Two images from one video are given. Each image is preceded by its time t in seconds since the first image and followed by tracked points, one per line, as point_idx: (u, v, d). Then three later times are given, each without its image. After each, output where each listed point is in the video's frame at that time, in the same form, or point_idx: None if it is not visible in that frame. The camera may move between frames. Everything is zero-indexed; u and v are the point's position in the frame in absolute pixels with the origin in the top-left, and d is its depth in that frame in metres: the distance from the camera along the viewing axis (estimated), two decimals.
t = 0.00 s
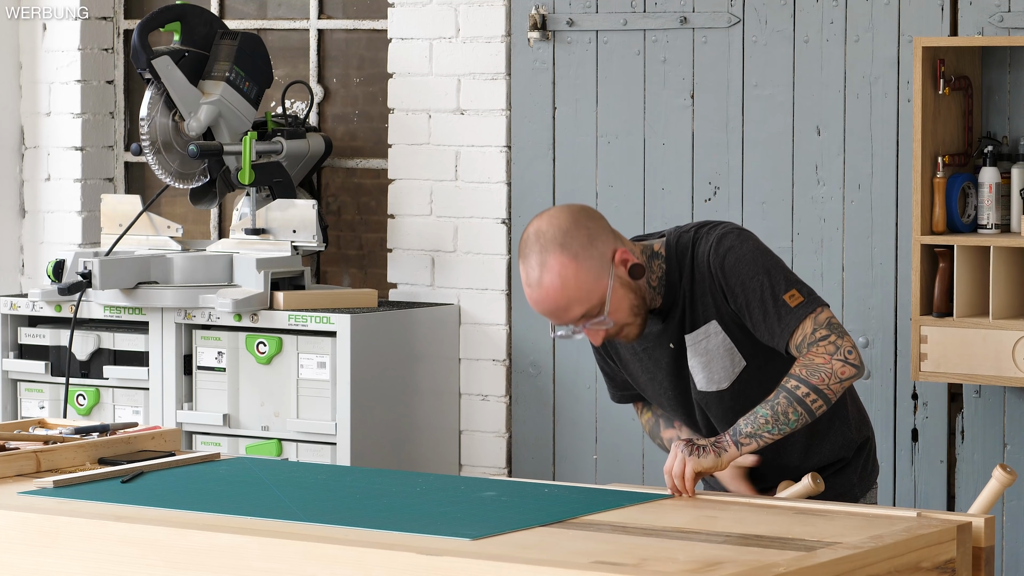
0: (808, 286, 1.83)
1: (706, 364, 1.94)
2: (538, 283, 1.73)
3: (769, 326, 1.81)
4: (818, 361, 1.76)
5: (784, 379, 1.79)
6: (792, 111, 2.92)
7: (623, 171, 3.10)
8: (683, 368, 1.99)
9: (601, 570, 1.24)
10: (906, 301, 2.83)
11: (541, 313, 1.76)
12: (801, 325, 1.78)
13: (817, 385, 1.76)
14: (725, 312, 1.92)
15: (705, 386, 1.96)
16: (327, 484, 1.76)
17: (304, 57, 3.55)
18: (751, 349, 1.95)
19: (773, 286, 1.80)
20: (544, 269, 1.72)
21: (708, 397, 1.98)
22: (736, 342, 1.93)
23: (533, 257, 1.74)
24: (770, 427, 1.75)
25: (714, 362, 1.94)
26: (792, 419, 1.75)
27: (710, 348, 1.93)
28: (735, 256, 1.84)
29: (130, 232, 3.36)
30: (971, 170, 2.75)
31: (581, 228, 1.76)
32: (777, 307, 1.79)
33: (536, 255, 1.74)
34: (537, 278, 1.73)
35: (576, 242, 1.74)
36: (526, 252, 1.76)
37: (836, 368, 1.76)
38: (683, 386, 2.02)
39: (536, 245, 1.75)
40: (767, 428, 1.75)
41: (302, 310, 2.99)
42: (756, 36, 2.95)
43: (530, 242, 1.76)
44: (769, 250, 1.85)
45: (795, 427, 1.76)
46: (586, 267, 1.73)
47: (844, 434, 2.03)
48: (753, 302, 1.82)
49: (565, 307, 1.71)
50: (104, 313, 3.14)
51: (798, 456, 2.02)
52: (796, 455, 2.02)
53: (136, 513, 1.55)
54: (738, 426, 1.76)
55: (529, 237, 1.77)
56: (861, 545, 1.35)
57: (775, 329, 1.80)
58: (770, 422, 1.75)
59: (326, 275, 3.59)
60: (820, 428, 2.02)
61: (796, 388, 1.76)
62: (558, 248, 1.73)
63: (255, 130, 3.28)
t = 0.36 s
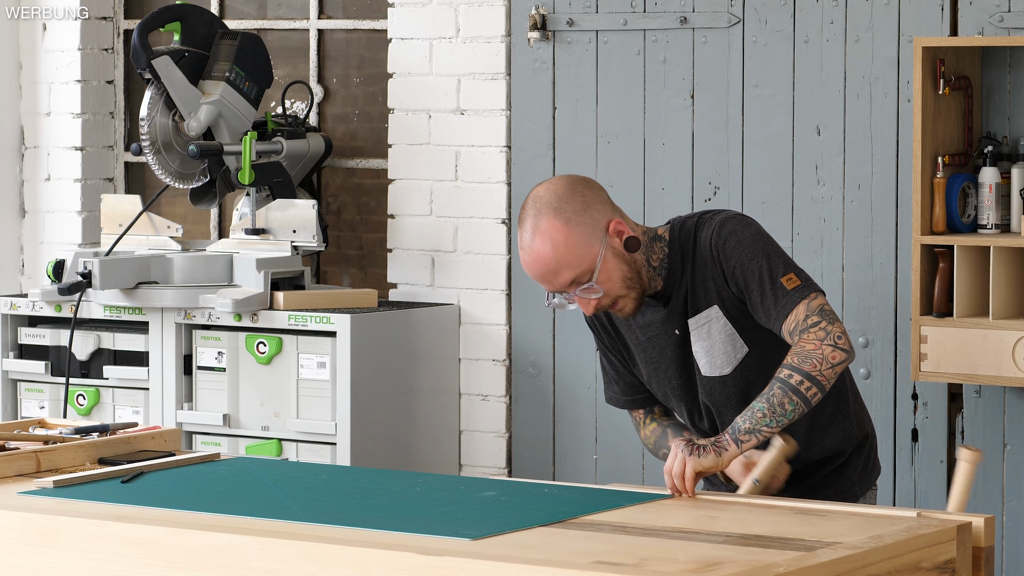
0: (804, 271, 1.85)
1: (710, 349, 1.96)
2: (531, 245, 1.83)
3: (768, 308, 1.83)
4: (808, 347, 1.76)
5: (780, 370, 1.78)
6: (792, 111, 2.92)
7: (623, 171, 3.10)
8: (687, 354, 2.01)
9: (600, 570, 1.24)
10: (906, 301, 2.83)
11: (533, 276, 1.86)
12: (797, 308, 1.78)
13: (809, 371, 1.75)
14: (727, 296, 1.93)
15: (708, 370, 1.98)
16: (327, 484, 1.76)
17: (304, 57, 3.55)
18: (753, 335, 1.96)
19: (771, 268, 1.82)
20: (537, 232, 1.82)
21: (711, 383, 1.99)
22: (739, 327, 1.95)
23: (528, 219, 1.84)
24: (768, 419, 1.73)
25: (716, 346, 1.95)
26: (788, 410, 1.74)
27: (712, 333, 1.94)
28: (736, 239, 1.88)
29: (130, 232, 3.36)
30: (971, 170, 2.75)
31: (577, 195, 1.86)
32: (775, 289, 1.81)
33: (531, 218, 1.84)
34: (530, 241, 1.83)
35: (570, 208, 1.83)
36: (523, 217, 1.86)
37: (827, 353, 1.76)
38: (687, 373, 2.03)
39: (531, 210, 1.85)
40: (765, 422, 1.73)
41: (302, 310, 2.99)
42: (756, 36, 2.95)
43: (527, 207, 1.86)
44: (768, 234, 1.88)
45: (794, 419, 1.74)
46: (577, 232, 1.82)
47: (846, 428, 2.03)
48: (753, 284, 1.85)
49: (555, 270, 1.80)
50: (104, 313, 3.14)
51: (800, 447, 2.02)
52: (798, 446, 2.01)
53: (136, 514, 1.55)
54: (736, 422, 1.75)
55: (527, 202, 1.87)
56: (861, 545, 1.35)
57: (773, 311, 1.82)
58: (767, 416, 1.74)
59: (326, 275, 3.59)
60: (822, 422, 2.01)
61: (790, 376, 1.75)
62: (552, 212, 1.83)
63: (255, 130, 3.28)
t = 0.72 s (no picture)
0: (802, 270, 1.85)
1: (705, 348, 1.95)
2: (523, 241, 1.85)
3: (763, 307, 1.83)
4: (805, 344, 1.75)
5: (778, 367, 1.77)
6: (792, 111, 2.92)
7: (622, 171, 3.10)
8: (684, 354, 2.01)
9: (601, 570, 1.24)
10: (906, 301, 2.83)
11: (526, 272, 1.87)
12: (792, 305, 1.78)
13: (807, 368, 1.74)
14: (723, 295, 1.94)
15: (702, 370, 1.97)
16: (327, 484, 1.76)
17: (304, 57, 3.55)
18: (749, 335, 1.96)
19: (766, 268, 1.82)
20: (529, 227, 1.84)
21: (705, 383, 1.99)
22: (735, 327, 1.95)
23: (522, 216, 1.87)
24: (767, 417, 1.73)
25: (712, 346, 1.95)
26: (787, 408, 1.73)
27: (708, 333, 1.95)
28: (733, 238, 1.88)
29: (129, 232, 3.36)
30: (971, 170, 2.75)
31: (571, 192, 1.88)
32: (770, 288, 1.81)
33: (524, 215, 1.86)
34: (523, 237, 1.85)
35: (562, 204, 1.85)
36: (518, 214, 1.89)
37: (824, 349, 1.75)
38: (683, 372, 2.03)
39: (526, 206, 1.88)
40: (764, 420, 1.72)
41: (302, 310, 2.99)
42: (756, 36, 2.95)
43: (523, 204, 1.89)
44: (766, 233, 1.87)
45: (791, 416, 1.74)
46: (568, 227, 1.83)
47: (846, 428, 2.03)
48: (749, 284, 1.85)
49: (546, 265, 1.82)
50: (104, 313, 3.14)
51: (799, 445, 2.02)
52: (796, 446, 2.02)
53: (136, 514, 1.55)
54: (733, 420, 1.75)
55: (523, 199, 1.90)
56: (861, 545, 1.35)
57: (769, 310, 1.82)
58: (766, 414, 1.73)
59: (326, 275, 3.59)
60: (821, 422, 2.02)
61: (787, 374, 1.75)
62: (544, 208, 1.85)
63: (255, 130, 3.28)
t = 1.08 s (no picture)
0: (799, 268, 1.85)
1: (706, 350, 1.95)
2: (516, 244, 1.85)
3: (763, 306, 1.83)
4: (804, 343, 1.75)
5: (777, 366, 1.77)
6: (792, 111, 2.92)
7: (622, 171, 3.10)
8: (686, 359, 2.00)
9: (600, 570, 1.24)
10: (906, 301, 2.83)
11: (520, 275, 1.88)
12: (791, 304, 1.78)
13: (806, 367, 1.74)
14: (721, 296, 1.94)
15: (705, 373, 1.97)
16: (327, 484, 1.76)
17: (304, 57, 3.55)
18: (749, 335, 1.96)
19: (764, 267, 1.82)
20: (523, 231, 1.85)
21: (709, 386, 1.98)
22: (734, 328, 1.95)
23: (517, 219, 1.87)
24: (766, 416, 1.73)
25: (713, 348, 1.95)
26: (786, 406, 1.73)
27: (708, 336, 1.94)
28: (730, 239, 1.88)
29: (129, 232, 3.36)
30: (971, 170, 2.75)
31: (566, 196, 1.88)
32: (768, 287, 1.81)
33: (519, 218, 1.87)
34: (516, 240, 1.85)
35: (556, 208, 1.85)
36: (513, 217, 1.89)
37: (822, 348, 1.75)
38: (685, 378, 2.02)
39: (521, 209, 1.88)
40: (763, 419, 1.73)
41: (302, 310, 2.99)
42: (756, 36, 2.94)
43: (518, 207, 1.89)
44: (762, 232, 1.88)
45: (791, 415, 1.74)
46: (561, 231, 1.84)
47: (849, 426, 2.03)
48: (747, 284, 1.85)
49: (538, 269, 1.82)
50: (104, 313, 3.14)
51: (803, 444, 2.02)
52: (800, 444, 2.02)
53: (136, 513, 1.55)
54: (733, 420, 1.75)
55: (519, 202, 1.90)
56: (861, 545, 1.35)
57: (767, 309, 1.82)
58: (765, 413, 1.73)
59: (326, 275, 3.59)
60: (824, 420, 2.01)
61: (786, 373, 1.74)
62: (538, 211, 1.85)
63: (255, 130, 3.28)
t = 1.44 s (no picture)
0: (802, 270, 1.85)
1: (708, 351, 1.95)
2: (518, 244, 1.86)
3: (764, 307, 1.83)
4: (805, 345, 1.75)
5: (778, 367, 1.77)
6: (792, 111, 2.92)
7: (623, 171, 3.10)
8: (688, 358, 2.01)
9: (600, 570, 1.24)
10: (906, 301, 2.83)
11: (521, 275, 1.88)
12: (793, 306, 1.78)
13: (807, 369, 1.74)
14: (723, 296, 1.94)
15: (707, 373, 1.97)
16: (328, 484, 1.76)
17: (304, 57, 3.55)
18: (752, 336, 1.96)
19: (766, 269, 1.82)
20: (525, 231, 1.85)
21: (710, 387, 1.98)
22: (737, 329, 1.94)
23: (519, 219, 1.87)
24: (767, 417, 1.72)
25: (715, 349, 1.95)
26: (787, 408, 1.73)
27: (710, 336, 1.94)
28: (732, 240, 1.88)
29: (129, 232, 3.36)
30: (971, 170, 2.75)
31: (568, 197, 1.88)
32: (770, 289, 1.81)
33: (521, 218, 1.87)
34: (518, 240, 1.86)
35: (557, 208, 1.85)
36: (516, 216, 1.90)
37: (824, 350, 1.75)
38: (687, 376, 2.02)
39: (523, 209, 1.88)
40: (764, 421, 1.72)
41: (302, 310, 2.99)
42: (756, 36, 2.94)
43: (521, 206, 1.90)
44: (765, 233, 1.88)
45: (792, 416, 1.74)
46: (562, 232, 1.84)
47: (851, 427, 2.02)
48: (749, 285, 1.85)
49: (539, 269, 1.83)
50: (104, 313, 3.14)
51: (805, 444, 2.02)
52: (802, 445, 2.02)
53: (136, 513, 1.55)
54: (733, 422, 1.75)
55: (522, 201, 1.91)
56: (861, 545, 1.35)
57: (769, 311, 1.82)
58: (766, 414, 1.73)
59: (326, 275, 3.59)
60: (826, 421, 2.01)
61: (787, 374, 1.75)
62: (539, 212, 1.85)
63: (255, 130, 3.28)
